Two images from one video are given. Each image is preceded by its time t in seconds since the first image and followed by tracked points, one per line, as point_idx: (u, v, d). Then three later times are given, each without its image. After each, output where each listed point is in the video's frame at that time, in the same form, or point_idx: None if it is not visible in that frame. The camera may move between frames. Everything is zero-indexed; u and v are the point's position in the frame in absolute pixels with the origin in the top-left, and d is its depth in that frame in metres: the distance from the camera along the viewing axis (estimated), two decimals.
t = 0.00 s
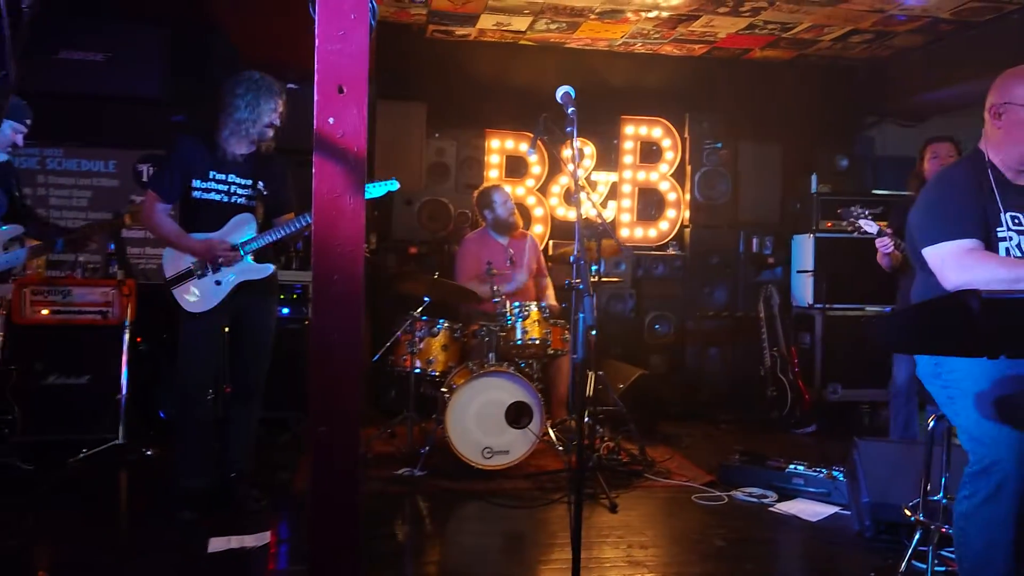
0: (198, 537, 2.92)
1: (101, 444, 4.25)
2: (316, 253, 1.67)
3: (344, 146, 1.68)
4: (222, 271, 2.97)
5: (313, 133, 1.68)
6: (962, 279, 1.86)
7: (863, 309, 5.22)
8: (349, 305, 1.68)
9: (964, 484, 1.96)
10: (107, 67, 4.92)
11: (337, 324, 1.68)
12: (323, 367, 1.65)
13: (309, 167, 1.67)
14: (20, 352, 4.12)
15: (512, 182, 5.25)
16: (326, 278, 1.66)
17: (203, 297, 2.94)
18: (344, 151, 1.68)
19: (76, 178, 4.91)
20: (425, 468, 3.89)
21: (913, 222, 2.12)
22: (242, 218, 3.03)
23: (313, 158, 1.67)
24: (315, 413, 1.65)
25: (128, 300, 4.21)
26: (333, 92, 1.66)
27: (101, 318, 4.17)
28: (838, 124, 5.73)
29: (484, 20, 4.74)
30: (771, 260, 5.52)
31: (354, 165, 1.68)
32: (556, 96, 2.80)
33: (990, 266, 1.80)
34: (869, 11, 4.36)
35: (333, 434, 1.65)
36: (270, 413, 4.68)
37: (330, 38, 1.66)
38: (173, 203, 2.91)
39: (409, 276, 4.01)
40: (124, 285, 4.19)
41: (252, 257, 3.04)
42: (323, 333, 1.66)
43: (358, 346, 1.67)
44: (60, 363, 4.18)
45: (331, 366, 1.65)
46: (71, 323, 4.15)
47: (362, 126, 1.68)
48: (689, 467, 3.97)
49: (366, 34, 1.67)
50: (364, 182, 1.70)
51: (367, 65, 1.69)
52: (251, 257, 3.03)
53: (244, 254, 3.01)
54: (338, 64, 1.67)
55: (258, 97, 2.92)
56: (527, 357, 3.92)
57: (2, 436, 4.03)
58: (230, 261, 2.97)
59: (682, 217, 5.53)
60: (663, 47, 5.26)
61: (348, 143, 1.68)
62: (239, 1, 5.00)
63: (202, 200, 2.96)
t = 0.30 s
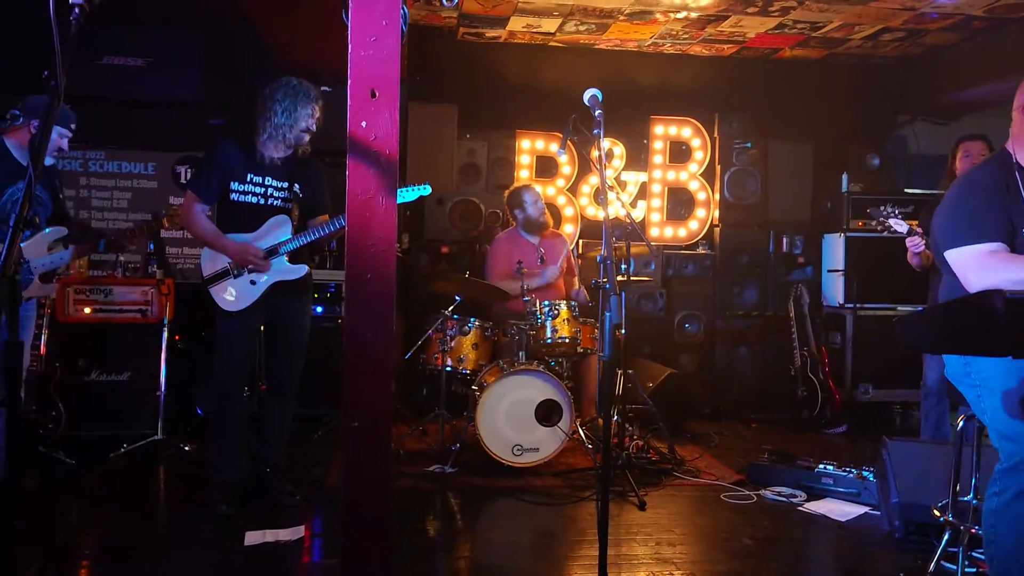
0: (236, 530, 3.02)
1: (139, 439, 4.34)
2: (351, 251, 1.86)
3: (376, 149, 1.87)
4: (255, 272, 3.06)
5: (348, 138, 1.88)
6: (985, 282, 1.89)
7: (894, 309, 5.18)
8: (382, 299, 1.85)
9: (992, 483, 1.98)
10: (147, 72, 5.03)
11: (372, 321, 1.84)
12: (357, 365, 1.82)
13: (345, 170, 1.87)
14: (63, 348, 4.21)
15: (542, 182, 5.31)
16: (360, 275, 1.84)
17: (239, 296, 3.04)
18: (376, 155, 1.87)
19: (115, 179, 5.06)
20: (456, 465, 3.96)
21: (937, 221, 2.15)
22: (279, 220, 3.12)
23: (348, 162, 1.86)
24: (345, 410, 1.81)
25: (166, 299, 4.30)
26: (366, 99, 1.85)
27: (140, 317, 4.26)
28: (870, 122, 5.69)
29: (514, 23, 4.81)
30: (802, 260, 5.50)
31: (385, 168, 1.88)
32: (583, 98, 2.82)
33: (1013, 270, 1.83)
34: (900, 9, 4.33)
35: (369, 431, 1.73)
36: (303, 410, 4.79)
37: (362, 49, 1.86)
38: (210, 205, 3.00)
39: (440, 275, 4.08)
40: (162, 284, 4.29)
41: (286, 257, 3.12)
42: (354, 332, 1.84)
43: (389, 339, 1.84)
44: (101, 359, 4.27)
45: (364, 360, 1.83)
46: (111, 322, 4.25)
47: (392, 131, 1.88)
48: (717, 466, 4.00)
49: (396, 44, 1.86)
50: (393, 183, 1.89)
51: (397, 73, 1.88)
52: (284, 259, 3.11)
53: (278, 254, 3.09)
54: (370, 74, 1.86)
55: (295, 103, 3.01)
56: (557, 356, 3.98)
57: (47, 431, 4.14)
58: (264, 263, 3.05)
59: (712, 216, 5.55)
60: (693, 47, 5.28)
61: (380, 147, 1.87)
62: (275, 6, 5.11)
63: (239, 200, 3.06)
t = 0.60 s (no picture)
0: (268, 528, 3.09)
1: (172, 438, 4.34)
2: (380, 253, 1.94)
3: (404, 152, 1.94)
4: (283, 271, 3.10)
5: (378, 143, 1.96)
6: (1015, 285, 1.89)
7: (924, 308, 5.12)
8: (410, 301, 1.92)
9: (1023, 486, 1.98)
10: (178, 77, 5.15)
11: (401, 322, 1.92)
12: (385, 366, 1.89)
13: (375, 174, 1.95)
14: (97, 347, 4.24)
15: (568, 182, 5.34)
16: (388, 278, 1.92)
17: (267, 295, 3.10)
18: (405, 157, 1.95)
19: (146, 182, 5.16)
20: (483, 464, 3.99)
21: (965, 219, 2.15)
22: (307, 220, 3.15)
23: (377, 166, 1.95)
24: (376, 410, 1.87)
25: (196, 300, 4.29)
26: (394, 103, 1.93)
27: (171, 317, 4.26)
28: (898, 119, 5.63)
29: (538, 24, 4.83)
30: (830, 259, 5.44)
31: (413, 170, 1.95)
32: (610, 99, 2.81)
33: None
34: (929, 5, 4.29)
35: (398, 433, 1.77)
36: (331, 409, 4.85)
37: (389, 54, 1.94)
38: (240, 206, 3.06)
39: (466, 275, 4.11)
40: (193, 285, 4.28)
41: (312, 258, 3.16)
42: (385, 330, 1.91)
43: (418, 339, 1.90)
44: (135, 360, 4.29)
45: (395, 357, 1.90)
46: (143, 322, 4.26)
47: (420, 133, 1.94)
48: (744, 466, 3.99)
49: (423, 48, 1.93)
50: (422, 184, 1.96)
51: (424, 76, 1.94)
52: (311, 259, 3.16)
53: (305, 255, 3.13)
54: (398, 79, 1.94)
55: (324, 103, 3.06)
56: (583, 356, 4.02)
57: (83, 429, 4.10)
58: (292, 262, 3.10)
59: (738, 215, 5.53)
60: (718, 46, 5.26)
61: (408, 149, 1.95)
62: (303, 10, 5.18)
63: (269, 201, 3.12)
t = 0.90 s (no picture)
0: (300, 533, 3.12)
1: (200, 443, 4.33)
2: (414, 258, 2.08)
3: (436, 160, 2.08)
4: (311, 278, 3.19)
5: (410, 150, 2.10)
6: None
7: (950, 309, 5.08)
8: (442, 302, 2.09)
9: None
10: (203, 88, 5.23)
11: (434, 322, 2.10)
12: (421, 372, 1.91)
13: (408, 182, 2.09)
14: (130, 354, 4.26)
15: (589, 187, 5.37)
16: (421, 280, 2.08)
17: (296, 302, 3.17)
18: (437, 165, 2.09)
19: (172, 192, 5.19)
20: (508, 469, 4.01)
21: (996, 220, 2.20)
22: (336, 230, 3.24)
23: (410, 173, 2.09)
24: (412, 417, 2.10)
25: (225, 307, 4.35)
26: (427, 112, 2.07)
27: (200, 326, 4.32)
28: (921, 119, 5.60)
29: (558, 30, 4.86)
30: (853, 260, 5.48)
31: (445, 178, 2.08)
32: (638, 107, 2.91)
33: None
34: (952, 6, 4.27)
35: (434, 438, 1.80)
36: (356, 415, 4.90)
37: (422, 66, 2.07)
38: (271, 214, 3.08)
39: (489, 281, 4.13)
40: (221, 293, 4.35)
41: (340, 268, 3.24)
42: (418, 340, 2.10)
43: (449, 346, 2.10)
44: (167, 367, 4.31)
45: (429, 357, 2.10)
46: (173, 330, 4.30)
47: (451, 142, 2.08)
48: (770, 470, 3.99)
49: (454, 61, 2.07)
50: (452, 192, 2.09)
51: (454, 87, 2.09)
52: (340, 267, 3.24)
53: (333, 265, 3.21)
54: (430, 90, 2.08)
55: (352, 115, 3.10)
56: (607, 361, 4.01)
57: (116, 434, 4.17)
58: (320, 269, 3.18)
59: (759, 218, 5.48)
60: (738, 49, 5.26)
61: (440, 157, 2.08)
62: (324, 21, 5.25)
63: (300, 210, 3.16)
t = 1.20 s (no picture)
0: (337, 538, 3.17)
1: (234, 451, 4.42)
2: (455, 267, 2.14)
3: (476, 171, 2.14)
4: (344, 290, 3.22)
5: (449, 161, 2.15)
6: None
7: (974, 310, 5.07)
8: (482, 310, 2.15)
9: None
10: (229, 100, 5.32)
11: (475, 329, 2.15)
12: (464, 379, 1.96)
13: (448, 192, 2.14)
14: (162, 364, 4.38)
15: (610, 193, 5.42)
16: (462, 289, 2.14)
17: (329, 313, 3.20)
18: (476, 176, 2.14)
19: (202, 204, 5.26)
20: (537, 473, 4.04)
21: None
22: (367, 241, 3.28)
23: (451, 184, 2.14)
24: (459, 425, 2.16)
25: (254, 318, 4.43)
26: (467, 125, 2.13)
27: (230, 335, 4.38)
28: (940, 122, 5.62)
29: (579, 38, 4.92)
30: (874, 263, 5.43)
31: (484, 188, 2.14)
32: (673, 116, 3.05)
33: None
34: (973, 8, 4.29)
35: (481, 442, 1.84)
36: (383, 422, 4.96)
37: (461, 79, 2.13)
38: (306, 224, 3.17)
39: (515, 288, 4.18)
40: (250, 303, 4.44)
41: (372, 278, 3.26)
42: (461, 348, 2.15)
43: (491, 351, 2.16)
44: (199, 376, 4.38)
45: (472, 362, 2.16)
46: (202, 340, 4.36)
47: (490, 153, 2.15)
48: (799, 472, 4.00)
49: (492, 75, 2.13)
50: (492, 202, 2.15)
51: (492, 100, 2.15)
52: (372, 278, 3.27)
53: (365, 275, 3.24)
54: (469, 103, 2.14)
55: (386, 125, 3.16)
56: (632, 366, 4.01)
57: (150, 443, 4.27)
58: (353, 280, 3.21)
59: (781, 222, 5.54)
60: (757, 54, 5.29)
61: (480, 168, 2.14)
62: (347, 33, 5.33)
63: (335, 220, 3.24)
